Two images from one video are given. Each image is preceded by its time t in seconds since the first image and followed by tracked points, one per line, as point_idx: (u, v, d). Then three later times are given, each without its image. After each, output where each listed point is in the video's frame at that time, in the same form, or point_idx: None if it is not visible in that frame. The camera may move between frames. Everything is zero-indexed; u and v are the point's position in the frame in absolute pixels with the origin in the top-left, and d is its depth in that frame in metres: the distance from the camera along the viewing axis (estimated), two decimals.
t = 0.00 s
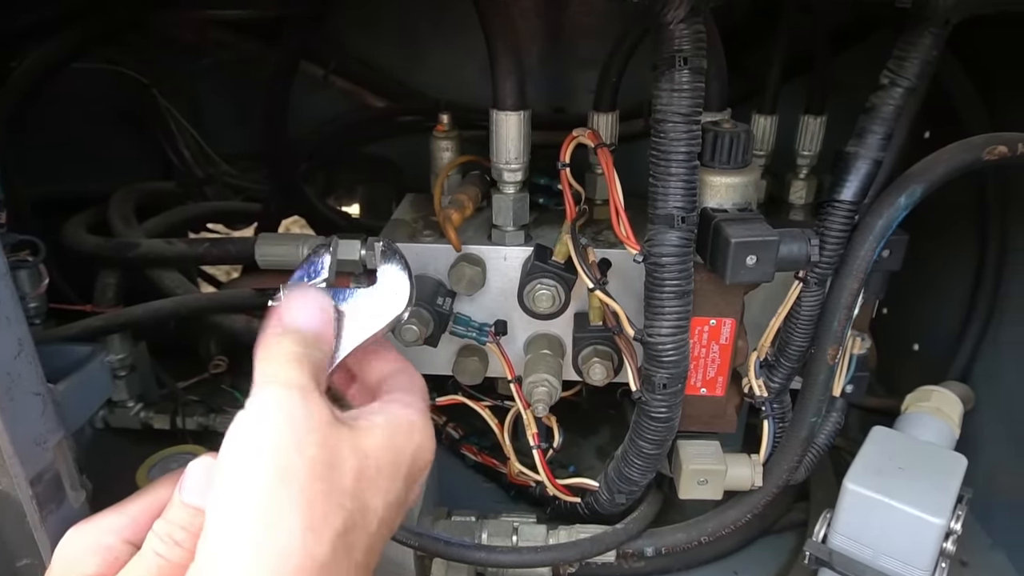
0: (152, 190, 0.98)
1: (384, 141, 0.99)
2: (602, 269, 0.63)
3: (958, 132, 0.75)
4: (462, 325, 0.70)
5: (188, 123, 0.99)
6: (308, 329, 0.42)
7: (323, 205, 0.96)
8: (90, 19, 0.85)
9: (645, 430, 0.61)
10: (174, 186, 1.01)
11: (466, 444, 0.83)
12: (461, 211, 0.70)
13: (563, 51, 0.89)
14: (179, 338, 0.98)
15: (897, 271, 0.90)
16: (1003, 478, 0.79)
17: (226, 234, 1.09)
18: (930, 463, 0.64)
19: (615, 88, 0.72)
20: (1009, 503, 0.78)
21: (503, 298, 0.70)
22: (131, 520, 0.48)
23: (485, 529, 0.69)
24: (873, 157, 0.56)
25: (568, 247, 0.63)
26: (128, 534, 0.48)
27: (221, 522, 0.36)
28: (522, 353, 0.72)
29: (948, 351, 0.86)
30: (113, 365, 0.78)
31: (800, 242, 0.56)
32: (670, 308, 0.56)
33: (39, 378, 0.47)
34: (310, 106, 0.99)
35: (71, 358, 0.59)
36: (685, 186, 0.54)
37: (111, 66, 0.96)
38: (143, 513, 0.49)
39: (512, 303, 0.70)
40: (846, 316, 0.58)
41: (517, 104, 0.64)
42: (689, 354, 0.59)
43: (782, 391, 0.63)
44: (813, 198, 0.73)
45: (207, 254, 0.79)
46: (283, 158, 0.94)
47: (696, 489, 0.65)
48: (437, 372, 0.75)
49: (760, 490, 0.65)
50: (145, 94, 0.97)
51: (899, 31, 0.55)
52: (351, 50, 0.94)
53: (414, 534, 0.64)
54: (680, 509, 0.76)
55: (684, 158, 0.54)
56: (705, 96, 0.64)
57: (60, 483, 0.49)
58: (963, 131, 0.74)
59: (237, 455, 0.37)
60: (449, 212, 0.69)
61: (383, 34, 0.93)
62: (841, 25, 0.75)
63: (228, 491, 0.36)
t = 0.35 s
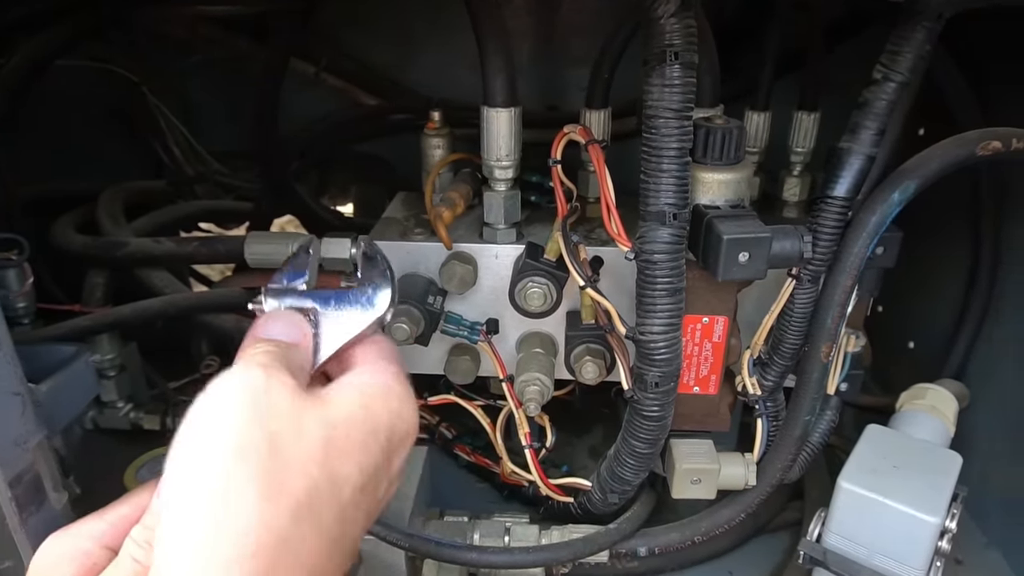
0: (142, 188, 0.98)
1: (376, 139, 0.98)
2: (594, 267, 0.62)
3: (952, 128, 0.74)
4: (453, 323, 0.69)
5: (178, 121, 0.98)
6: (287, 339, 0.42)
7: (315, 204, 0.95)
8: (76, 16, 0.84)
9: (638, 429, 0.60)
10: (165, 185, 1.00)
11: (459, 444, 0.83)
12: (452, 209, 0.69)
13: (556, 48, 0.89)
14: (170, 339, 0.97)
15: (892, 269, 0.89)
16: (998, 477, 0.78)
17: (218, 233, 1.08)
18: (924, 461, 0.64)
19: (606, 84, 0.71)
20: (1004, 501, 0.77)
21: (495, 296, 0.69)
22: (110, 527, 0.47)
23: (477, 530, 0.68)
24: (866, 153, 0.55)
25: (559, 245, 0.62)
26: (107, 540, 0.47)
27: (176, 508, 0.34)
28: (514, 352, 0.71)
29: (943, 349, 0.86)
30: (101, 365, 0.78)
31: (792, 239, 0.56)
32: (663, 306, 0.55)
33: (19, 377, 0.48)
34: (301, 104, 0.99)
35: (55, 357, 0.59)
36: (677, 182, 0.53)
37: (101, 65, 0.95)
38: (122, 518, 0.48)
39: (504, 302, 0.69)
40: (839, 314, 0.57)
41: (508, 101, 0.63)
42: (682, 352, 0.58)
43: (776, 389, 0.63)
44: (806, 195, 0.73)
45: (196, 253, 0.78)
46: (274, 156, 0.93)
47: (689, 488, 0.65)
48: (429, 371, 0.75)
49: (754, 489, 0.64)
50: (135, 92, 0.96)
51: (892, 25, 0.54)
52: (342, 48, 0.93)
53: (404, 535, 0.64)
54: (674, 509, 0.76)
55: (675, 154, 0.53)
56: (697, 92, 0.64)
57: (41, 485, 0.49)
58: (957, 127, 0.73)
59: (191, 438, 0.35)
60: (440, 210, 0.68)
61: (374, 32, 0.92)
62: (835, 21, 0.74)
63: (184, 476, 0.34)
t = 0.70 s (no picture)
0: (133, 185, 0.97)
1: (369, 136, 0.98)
2: (586, 262, 0.62)
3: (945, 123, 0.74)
4: (444, 319, 0.69)
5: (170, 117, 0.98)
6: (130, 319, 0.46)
7: (307, 200, 0.94)
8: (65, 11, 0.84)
9: (629, 424, 0.60)
10: (157, 181, 0.99)
11: (452, 441, 0.83)
12: (443, 204, 0.69)
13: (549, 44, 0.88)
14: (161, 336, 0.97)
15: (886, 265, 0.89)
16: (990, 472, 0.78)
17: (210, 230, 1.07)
18: (917, 456, 0.63)
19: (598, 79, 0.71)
20: (997, 496, 0.77)
21: (487, 292, 0.69)
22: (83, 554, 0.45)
23: (468, 527, 0.68)
24: (858, 146, 0.55)
25: (550, 239, 0.62)
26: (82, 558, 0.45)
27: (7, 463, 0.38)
28: (506, 348, 0.71)
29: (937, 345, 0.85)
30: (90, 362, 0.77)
31: (784, 232, 0.56)
32: (653, 299, 0.55)
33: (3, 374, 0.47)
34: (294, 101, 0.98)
35: (41, 353, 0.58)
36: (668, 175, 0.53)
37: (92, 61, 0.95)
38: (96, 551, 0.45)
39: (495, 297, 0.69)
40: (831, 308, 0.57)
41: (498, 94, 0.63)
42: (673, 346, 0.58)
43: (769, 384, 0.63)
44: (799, 190, 0.73)
45: (187, 248, 0.78)
46: (268, 155, 0.94)
47: (681, 484, 0.64)
48: (421, 367, 0.74)
49: (746, 485, 0.64)
50: (126, 88, 0.96)
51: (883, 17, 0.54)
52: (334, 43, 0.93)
53: (394, 531, 0.64)
54: (667, 505, 0.75)
55: (666, 147, 0.53)
56: (689, 86, 0.64)
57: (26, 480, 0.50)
58: (950, 121, 0.73)
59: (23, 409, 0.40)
60: (431, 205, 0.68)
61: (366, 27, 0.92)
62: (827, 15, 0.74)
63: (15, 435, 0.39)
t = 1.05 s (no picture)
0: (134, 185, 0.97)
1: (370, 136, 0.98)
2: (587, 261, 0.62)
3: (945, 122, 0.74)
4: (445, 318, 0.69)
5: (171, 117, 0.98)
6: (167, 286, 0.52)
7: (307, 200, 0.95)
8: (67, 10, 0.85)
9: (630, 422, 0.60)
10: (158, 181, 0.99)
11: (453, 440, 0.83)
12: (444, 203, 0.69)
13: (550, 44, 0.88)
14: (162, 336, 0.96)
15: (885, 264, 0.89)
16: (990, 471, 0.78)
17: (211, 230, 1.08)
18: (916, 454, 0.64)
19: (598, 78, 0.71)
20: (996, 495, 0.77)
21: (489, 291, 0.69)
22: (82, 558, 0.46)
23: (470, 526, 0.68)
24: (858, 145, 0.55)
25: (552, 238, 0.62)
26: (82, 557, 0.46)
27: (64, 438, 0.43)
28: (507, 347, 0.71)
29: (935, 344, 0.86)
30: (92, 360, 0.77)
31: (784, 231, 0.56)
32: (654, 297, 0.55)
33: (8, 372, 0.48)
34: (295, 100, 0.98)
35: (43, 351, 0.58)
36: (669, 174, 0.53)
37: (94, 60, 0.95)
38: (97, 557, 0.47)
39: (497, 296, 0.69)
40: (832, 307, 0.57)
41: (499, 94, 0.63)
42: (674, 345, 0.58)
43: (769, 383, 0.63)
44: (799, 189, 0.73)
45: (188, 247, 0.78)
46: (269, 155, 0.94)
47: (682, 483, 0.64)
48: (422, 366, 0.75)
49: (747, 483, 0.64)
50: (128, 88, 0.96)
51: (882, 17, 0.54)
52: (335, 44, 0.93)
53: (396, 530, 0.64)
54: (667, 503, 0.75)
55: (667, 146, 0.53)
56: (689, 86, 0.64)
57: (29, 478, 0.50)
58: (949, 120, 0.73)
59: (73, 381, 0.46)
60: (433, 204, 0.68)
61: (366, 27, 0.92)
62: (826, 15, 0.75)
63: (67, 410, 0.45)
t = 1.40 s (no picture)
0: (146, 183, 0.98)
1: (379, 135, 0.98)
2: (600, 259, 0.62)
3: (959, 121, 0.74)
4: (457, 316, 0.69)
5: (183, 117, 0.98)
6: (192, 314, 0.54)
7: (318, 199, 0.95)
8: (80, 10, 0.85)
9: (643, 421, 0.60)
10: (169, 180, 1.00)
11: (463, 438, 0.83)
12: (457, 202, 0.69)
13: (561, 42, 0.88)
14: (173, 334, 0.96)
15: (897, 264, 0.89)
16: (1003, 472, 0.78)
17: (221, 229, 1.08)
18: (931, 454, 0.63)
19: (610, 77, 0.71)
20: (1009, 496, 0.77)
21: (501, 290, 0.69)
22: None
23: (482, 524, 0.68)
24: (873, 143, 0.55)
25: (565, 236, 0.62)
26: None
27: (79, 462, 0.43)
28: (519, 345, 0.71)
29: (947, 343, 0.86)
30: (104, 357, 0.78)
31: (798, 229, 0.56)
32: (668, 296, 0.55)
33: (25, 367, 0.48)
34: (305, 100, 0.99)
35: (58, 348, 0.59)
36: (683, 172, 0.53)
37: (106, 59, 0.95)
38: None
39: (508, 294, 0.69)
40: (846, 306, 0.57)
41: (512, 92, 0.63)
42: (687, 343, 0.58)
43: (782, 382, 0.63)
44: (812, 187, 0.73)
45: (200, 246, 0.78)
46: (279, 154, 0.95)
47: (695, 481, 0.64)
48: (433, 365, 0.75)
49: (760, 482, 0.64)
50: (138, 88, 0.96)
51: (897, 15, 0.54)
52: (345, 43, 0.94)
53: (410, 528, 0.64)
54: (678, 503, 0.75)
55: (681, 144, 0.53)
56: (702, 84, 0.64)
57: (46, 474, 0.51)
58: (963, 118, 0.73)
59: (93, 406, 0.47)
60: (445, 202, 0.68)
61: (376, 27, 0.92)
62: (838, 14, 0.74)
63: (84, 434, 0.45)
